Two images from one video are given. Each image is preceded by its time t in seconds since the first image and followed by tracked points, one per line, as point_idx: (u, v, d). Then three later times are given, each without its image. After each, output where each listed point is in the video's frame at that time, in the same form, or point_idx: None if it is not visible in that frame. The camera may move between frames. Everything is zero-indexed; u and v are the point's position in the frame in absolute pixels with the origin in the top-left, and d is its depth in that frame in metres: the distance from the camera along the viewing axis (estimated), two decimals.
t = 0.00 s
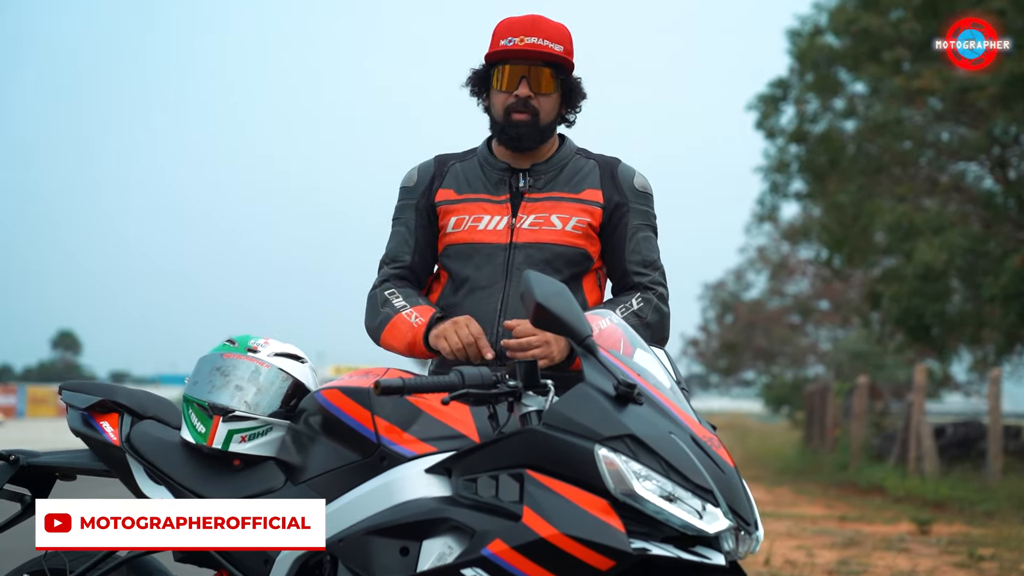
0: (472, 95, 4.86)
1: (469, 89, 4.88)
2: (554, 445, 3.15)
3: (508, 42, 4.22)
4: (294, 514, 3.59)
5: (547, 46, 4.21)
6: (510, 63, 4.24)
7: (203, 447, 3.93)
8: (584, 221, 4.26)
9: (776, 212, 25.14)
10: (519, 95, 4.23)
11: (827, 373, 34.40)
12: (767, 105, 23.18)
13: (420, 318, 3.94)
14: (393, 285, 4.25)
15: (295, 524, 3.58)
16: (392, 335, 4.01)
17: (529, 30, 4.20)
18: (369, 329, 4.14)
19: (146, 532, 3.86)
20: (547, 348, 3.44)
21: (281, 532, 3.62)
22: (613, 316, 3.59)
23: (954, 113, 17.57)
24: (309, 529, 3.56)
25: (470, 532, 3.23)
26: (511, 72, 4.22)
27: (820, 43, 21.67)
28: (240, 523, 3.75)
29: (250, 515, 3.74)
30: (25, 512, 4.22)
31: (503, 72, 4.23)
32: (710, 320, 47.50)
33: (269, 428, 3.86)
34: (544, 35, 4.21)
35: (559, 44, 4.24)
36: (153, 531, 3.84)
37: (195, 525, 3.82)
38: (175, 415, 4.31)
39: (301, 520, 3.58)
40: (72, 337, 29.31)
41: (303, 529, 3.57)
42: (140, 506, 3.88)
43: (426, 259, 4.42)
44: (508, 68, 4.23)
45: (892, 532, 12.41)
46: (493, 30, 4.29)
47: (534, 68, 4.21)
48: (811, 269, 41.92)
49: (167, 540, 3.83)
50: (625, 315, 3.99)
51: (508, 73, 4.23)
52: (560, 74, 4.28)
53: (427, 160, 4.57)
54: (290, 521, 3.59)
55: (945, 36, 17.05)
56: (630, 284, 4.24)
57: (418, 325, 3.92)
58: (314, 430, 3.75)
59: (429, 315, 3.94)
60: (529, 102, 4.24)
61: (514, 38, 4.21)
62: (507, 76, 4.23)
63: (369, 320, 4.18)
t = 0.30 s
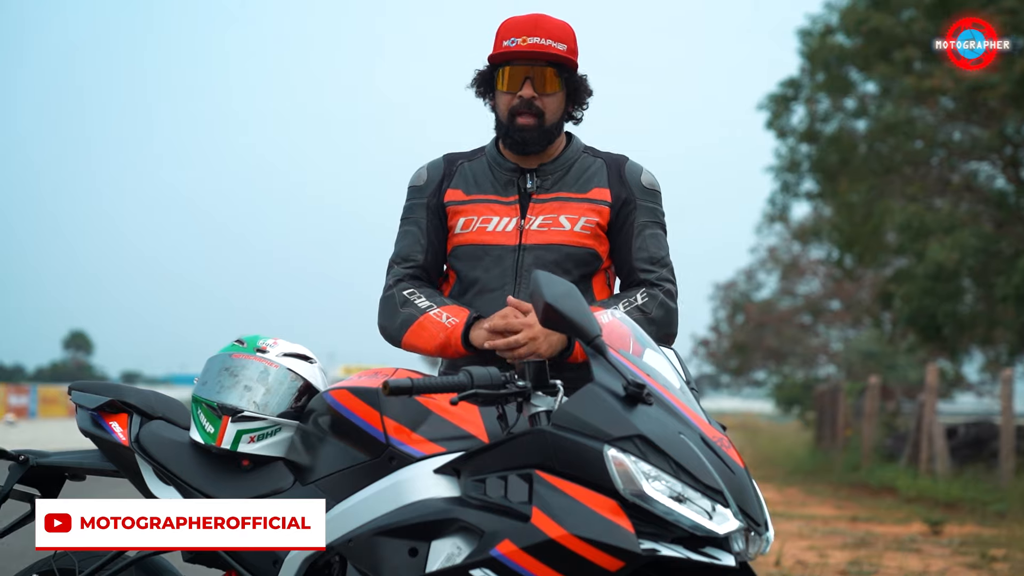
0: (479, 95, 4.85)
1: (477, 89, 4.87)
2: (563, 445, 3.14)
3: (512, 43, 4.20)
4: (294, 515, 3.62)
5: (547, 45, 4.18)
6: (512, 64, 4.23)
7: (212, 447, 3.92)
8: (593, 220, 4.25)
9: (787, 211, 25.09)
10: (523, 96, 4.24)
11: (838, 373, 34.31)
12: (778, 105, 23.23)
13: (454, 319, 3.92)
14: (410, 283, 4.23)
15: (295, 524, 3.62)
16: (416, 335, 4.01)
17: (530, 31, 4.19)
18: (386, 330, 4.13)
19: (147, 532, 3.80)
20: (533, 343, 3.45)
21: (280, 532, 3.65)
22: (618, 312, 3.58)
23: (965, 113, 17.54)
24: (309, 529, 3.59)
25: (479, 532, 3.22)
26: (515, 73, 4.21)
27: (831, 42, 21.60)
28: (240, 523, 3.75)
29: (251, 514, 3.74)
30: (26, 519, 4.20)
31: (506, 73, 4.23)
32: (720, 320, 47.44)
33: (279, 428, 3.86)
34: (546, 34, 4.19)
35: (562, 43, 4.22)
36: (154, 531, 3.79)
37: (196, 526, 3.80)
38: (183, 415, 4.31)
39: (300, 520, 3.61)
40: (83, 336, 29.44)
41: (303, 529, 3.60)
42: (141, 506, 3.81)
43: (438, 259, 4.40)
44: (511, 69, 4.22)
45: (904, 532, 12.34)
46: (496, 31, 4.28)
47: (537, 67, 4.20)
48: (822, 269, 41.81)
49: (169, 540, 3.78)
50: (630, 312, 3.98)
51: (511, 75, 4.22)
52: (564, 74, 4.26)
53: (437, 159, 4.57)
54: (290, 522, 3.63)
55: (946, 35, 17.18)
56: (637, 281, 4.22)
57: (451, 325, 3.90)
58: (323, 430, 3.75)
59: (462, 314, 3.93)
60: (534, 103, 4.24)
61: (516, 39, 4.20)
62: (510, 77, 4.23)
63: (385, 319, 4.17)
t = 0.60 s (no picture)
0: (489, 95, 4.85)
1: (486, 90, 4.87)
2: (570, 446, 3.13)
3: (526, 44, 4.20)
4: (294, 515, 3.64)
5: (563, 48, 4.17)
6: (525, 64, 4.23)
7: (219, 448, 3.92)
8: (602, 222, 4.24)
9: (796, 211, 25.04)
10: (536, 97, 4.23)
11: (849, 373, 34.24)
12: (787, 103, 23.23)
13: (464, 324, 3.91)
14: (418, 284, 4.22)
15: (295, 524, 3.64)
16: (425, 339, 4.00)
17: (546, 32, 4.18)
18: (393, 333, 4.12)
19: (146, 532, 3.83)
20: (548, 348, 3.44)
21: (282, 531, 3.66)
22: (627, 315, 3.58)
23: (975, 112, 17.47)
24: (309, 529, 3.60)
25: (486, 533, 3.21)
26: (528, 73, 4.21)
27: (841, 42, 21.53)
28: (241, 523, 3.76)
29: (251, 514, 3.76)
30: (26, 523, 4.13)
31: (519, 73, 4.22)
32: (730, 320, 47.41)
33: (286, 428, 3.85)
34: (562, 36, 4.19)
35: (577, 46, 4.21)
36: (154, 531, 3.81)
37: (195, 526, 3.82)
38: (190, 416, 4.31)
39: (301, 520, 3.63)
40: (94, 336, 29.61)
41: (303, 528, 3.62)
42: (140, 506, 3.84)
43: (445, 259, 4.39)
44: (524, 70, 4.22)
45: (915, 533, 12.30)
46: (509, 31, 4.27)
47: (551, 69, 4.20)
48: (832, 269, 41.77)
49: (171, 540, 3.81)
50: (637, 315, 3.97)
51: (525, 75, 4.22)
52: (577, 76, 4.25)
53: (444, 159, 4.56)
54: (290, 522, 3.65)
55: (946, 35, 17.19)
56: (645, 285, 4.22)
57: (460, 331, 3.89)
58: (330, 431, 3.75)
59: (471, 319, 3.91)
60: (546, 104, 4.23)
61: (531, 38, 4.19)
62: (523, 78, 4.23)
63: (392, 322, 4.16)
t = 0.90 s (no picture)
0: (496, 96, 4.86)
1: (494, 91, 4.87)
2: (576, 447, 3.13)
3: (534, 43, 4.19)
4: (294, 515, 3.66)
5: (572, 47, 4.17)
6: (534, 64, 4.22)
7: (225, 449, 3.92)
8: (609, 222, 4.24)
9: (804, 212, 25.02)
10: (544, 97, 4.22)
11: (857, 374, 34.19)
12: (795, 105, 23.35)
13: (471, 324, 3.90)
14: (425, 286, 4.22)
15: (295, 523, 3.65)
16: (431, 340, 4.00)
17: (555, 32, 4.18)
18: (401, 336, 4.12)
19: (146, 532, 3.83)
20: (555, 349, 3.45)
21: (281, 531, 3.67)
22: (633, 315, 3.57)
23: (983, 112, 17.42)
24: (309, 529, 3.63)
25: (493, 535, 3.21)
26: (537, 73, 4.20)
27: (848, 42, 21.50)
28: (240, 523, 3.77)
29: (251, 514, 3.76)
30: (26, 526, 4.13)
31: (528, 72, 4.21)
32: (739, 320, 47.38)
33: (292, 429, 3.86)
34: (570, 36, 4.18)
35: (585, 46, 4.21)
36: (153, 531, 3.81)
37: (195, 525, 3.83)
38: (197, 416, 4.31)
39: (301, 520, 3.64)
40: (104, 337, 29.82)
41: (303, 528, 3.64)
42: (140, 506, 3.83)
43: (452, 260, 4.38)
44: (533, 69, 4.21)
45: (923, 534, 12.27)
46: (517, 31, 4.27)
47: (559, 69, 4.20)
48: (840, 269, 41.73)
49: (170, 540, 3.81)
50: (645, 315, 3.96)
51: (533, 74, 4.21)
52: (585, 76, 4.25)
53: (451, 161, 4.56)
54: (290, 521, 3.66)
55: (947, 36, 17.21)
56: (653, 284, 4.21)
57: (467, 331, 3.89)
58: (337, 432, 3.75)
59: (478, 319, 3.91)
60: (554, 104, 4.23)
61: (539, 38, 4.19)
62: (532, 77, 4.22)
63: (400, 324, 4.15)
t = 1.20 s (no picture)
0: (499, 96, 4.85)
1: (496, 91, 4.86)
2: (583, 447, 3.13)
3: (536, 45, 4.19)
4: (294, 514, 3.69)
5: (574, 48, 4.16)
6: (537, 65, 4.21)
7: (232, 449, 3.92)
8: (614, 222, 4.23)
9: (811, 212, 24.99)
10: (547, 97, 4.22)
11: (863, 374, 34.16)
12: (801, 105, 23.27)
13: (475, 326, 3.90)
14: (431, 287, 4.21)
15: (295, 523, 3.68)
16: (437, 341, 4.00)
17: (556, 33, 4.17)
18: (407, 337, 4.12)
19: (147, 532, 3.84)
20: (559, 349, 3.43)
21: (281, 532, 3.69)
22: (639, 316, 3.56)
23: (990, 112, 17.40)
24: (309, 529, 3.66)
25: (500, 535, 3.20)
26: (539, 74, 4.20)
27: (855, 41, 21.47)
28: (240, 523, 3.78)
29: (251, 515, 3.78)
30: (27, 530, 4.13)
31: (531, 74, 4.21)
32: (744, 320, 47.35)
33: (300, 430, 3.86)
34: (572, 35, 4.17)
35: (587, 45, 4.20)
36: (154, 531, 3.82)
37: (195, 525, 3.84)
38: (204, 417, 4.31)
39: (301, 519, 3.67)
40: (110, 337, 29.92)
41: (303, 528, 3.67)
42: (142, 506, 3.85)
43: (459, 261, 4.38)
44: (536, 70, 4.21)
45: (929, 534, 12.26)
46: (518, 35, 4.27)
47: (561, 69, 4.19)
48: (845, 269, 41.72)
49: (171, 540, 3.83)
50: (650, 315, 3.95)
51: (536, 76, 4.21)
52: (587, 76, 4.24)
53: (457, 161, 4.55)
54: (290, 521, 3.69)
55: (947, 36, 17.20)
56: (659, 285, 4.20)
57: (471, 333, 3.89)
58: (344, 432, 3.75)
59: (482, 322, 3.90)
60: (557, 105, 4.22)
61: (541, 40, 4.18)
62: (535, 79, 4.22)
63: (406, 326, 4.16)
